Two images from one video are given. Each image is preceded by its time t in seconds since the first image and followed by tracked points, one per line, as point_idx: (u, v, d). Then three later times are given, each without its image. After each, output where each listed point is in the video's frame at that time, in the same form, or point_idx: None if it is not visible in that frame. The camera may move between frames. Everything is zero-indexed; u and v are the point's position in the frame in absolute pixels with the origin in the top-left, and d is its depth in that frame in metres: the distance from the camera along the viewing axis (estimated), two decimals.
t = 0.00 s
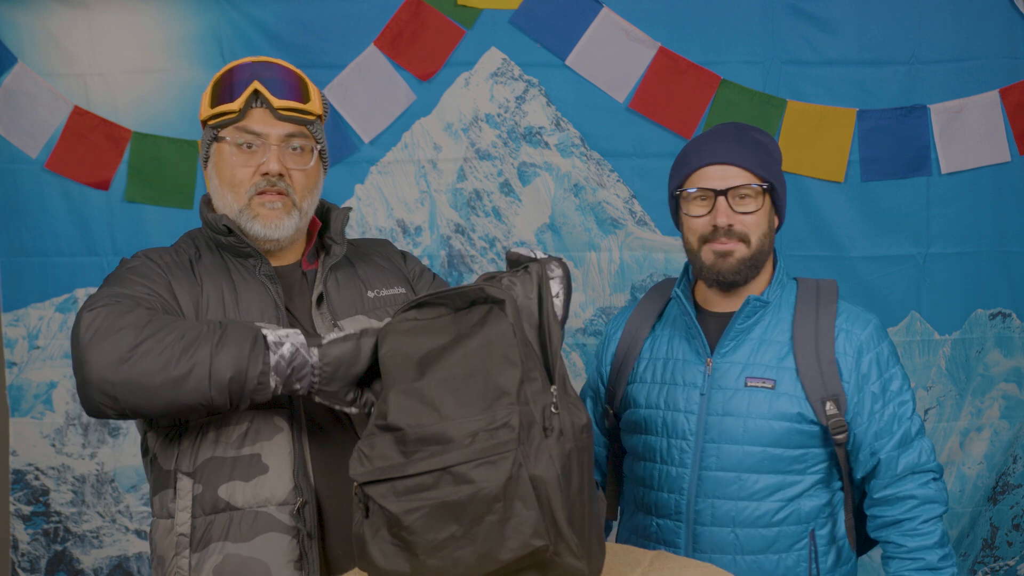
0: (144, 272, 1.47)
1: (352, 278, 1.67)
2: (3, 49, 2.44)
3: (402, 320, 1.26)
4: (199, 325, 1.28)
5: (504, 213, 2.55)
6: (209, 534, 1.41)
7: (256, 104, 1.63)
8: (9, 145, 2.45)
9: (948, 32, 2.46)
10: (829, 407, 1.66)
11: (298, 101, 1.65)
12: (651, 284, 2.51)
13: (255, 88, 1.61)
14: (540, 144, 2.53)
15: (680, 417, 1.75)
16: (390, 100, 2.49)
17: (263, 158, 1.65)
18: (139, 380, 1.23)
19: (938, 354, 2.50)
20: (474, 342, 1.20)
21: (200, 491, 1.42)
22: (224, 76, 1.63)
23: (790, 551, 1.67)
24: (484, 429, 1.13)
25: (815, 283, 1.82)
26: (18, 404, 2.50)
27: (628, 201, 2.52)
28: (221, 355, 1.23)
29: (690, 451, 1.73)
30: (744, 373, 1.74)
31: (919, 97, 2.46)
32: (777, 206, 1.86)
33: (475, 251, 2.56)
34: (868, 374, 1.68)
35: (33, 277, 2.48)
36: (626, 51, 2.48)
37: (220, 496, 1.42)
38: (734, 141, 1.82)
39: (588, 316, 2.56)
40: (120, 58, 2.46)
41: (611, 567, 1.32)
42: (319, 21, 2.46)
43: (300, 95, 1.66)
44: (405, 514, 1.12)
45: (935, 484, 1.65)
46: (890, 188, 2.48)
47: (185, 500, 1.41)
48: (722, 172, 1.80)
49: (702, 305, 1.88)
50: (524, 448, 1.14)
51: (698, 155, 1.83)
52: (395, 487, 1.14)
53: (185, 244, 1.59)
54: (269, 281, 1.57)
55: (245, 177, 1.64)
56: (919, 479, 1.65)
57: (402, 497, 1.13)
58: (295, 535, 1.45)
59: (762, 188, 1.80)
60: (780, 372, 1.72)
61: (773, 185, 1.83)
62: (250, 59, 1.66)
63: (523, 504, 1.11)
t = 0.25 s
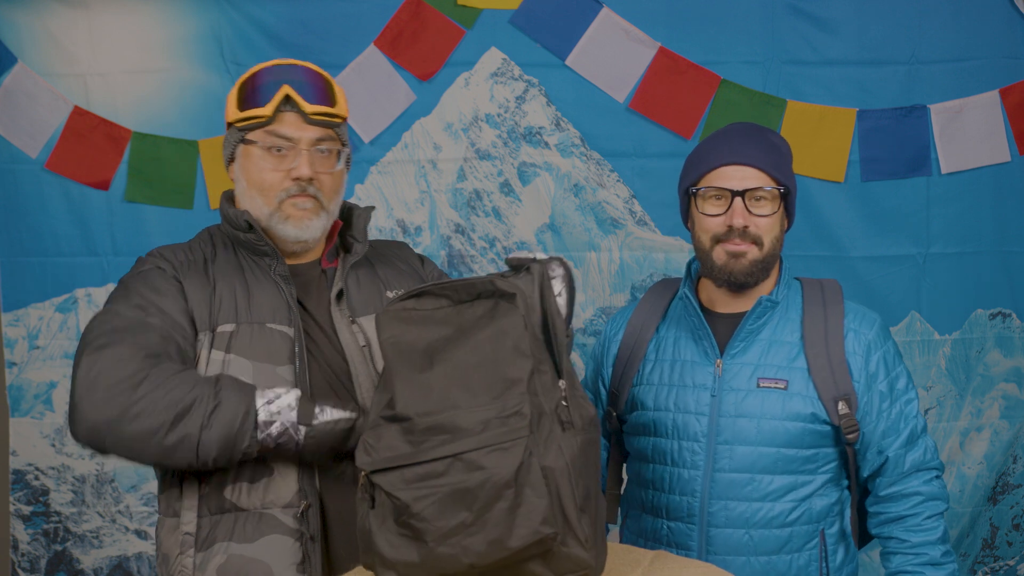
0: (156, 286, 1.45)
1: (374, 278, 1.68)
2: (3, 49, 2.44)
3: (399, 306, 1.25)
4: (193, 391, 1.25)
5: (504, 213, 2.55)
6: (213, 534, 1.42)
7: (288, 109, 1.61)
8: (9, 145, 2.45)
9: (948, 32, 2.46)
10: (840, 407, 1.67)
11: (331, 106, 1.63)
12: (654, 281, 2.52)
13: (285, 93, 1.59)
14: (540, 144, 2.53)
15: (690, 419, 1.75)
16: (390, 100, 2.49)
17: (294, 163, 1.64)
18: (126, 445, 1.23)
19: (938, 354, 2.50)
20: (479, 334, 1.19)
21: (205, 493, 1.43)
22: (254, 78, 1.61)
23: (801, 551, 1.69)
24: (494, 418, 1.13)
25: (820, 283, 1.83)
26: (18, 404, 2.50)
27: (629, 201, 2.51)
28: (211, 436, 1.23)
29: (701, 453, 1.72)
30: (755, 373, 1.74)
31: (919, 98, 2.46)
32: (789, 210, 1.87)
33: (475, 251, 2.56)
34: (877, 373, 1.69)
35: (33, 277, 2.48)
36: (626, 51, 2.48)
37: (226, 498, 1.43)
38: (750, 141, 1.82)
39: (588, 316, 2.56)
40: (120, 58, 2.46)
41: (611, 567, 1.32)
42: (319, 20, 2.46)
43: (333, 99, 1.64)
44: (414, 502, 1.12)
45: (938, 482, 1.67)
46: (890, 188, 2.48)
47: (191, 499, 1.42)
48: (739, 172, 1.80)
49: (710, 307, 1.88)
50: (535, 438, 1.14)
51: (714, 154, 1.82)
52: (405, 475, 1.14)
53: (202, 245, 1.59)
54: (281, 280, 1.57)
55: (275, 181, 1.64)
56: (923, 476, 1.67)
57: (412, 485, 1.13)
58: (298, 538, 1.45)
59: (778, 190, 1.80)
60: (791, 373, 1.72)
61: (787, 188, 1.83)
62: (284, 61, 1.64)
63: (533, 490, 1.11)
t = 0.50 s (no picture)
0: (157, 307, 1.46)
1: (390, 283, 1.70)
2: (3, 49, 2.44)
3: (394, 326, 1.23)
4: (206, 408, 1.28)
5: (504, 213, 2.55)
6: (236, 532, 1.42)
7: (324, 115, 1.61)
8: (9, 145, 2.45)
9: (948, 32, 2.46)
10: (841, 407, 1.67)
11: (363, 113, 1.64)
12: (671, 274, 2.53)
13: (323, 100, 1.59)
14: (540, 144, 2.53)
15: (691, 418, 1.74)
16: (390, 100, 2.49)
17: (327, 168, 1.62)
18: (187, 481, 1.30)
19: (938, 354, 2.50)
20: (463, 352, 1.18)
21: (230, 490, 1.43)
22: (293, 81, 1.59)
23: (802, 551, 1.69)
24: (481, 437, 1.13)
25: (821, 283, 1.83)
26: (18, 404, 2.50)
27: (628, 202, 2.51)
28: (244, 439, 1.27)
29: (702, 454, 1.72)
30: (758, 374, 1.74)
31: (919, 97, 2.46)
32: (791, 211, 1.88)
33: (475, 251, 2.56)
34: (878, 374, 1.69)
35: (33, 277, 2.48)
36: (626, 51, 2.48)
37: (250, 497, 1.43)
38: (752, 140, 1.82)
39: (588, 315, 2.56)
40: (120, 58, 2.46)
41: (611, 568, 1.32)
42: (319, 20, 2.46)
43: (364, 107, 1.65)
44: (407, 523, 1.12)
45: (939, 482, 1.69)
46: (890, 188, 2.48)
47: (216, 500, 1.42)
48: (743, 171, 1.80)
49: (712, 306, 1.88)
50: (524, 450, 1.14)
51: (717, 153, 1.82)
52: (395, 496, 1.14)
53: (208, 245, 1.59)
54: (298, 282, 1.58)
55: (306, 184, 1.61)
56: (925, 477, 1.68)
57: (403, 505, 1.13)
58: (320, 536, 1.46)
59: (781, 191, 1.80)
60: (792, 373, 1.73)
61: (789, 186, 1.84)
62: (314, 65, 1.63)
63: (525, 505, 1.11)
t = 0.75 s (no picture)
0: (175, 297, 1.47)
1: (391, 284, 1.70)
2: (3, 49, 2.44)
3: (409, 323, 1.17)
4: (217, 377, 1.21)
5: (504, 213, 2.55)
6: (239, 530, 1.42)
7: (326, 127, 1.59)
8: (9, 145, 2.45)
9: (948, 32, 2.46)
10: (839, 407, 1.67)
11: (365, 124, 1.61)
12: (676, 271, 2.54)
13: (326, 112, 1.57)
14: (540, 144, 2.53)
15: (689, 418, 1.74)
16: (390, 100, 2.49)
17: (327, 179, 1.61)
18: (197, 453, 1.24)
19: (938, 354, 2.50)
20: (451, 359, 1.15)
21: (234, 488, 1.43)
22: (294, 93, 1.57)
23: (800, 551, 1.69)
24: (476, 441, 1.11)
25: (820, 283, 1.83)
26: (18, 404, 2.50)
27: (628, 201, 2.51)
28: (253, 409, 1.19)
29: (699, 454, 1.72)
30: (755, 373, 1.74)
31: (919, 98, 2.46)
32: (791, 210, 1.88)
33: (475, 251, 2.56)
34: (877, 373, 1.69)
35: (33, 277, 2.48)
36: (626, 51, 2.48)
37: (254, 493, 1.43)
38: (752, 141, 1.82)
39: (587, 315, 2.56)
40: (120, 58, 2.46)
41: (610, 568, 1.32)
42: (320, 20, 2.46)
43: (365, 116, 1.62)
44: (406, 527, 1.12)
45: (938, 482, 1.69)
46: (890, 188, 2.48)
47: (219, 497, 1.42)
48: (742, 171, 1.80)
49: (710, 306, 1.88)
50: (522, 452, 1.13)
51: (716, 152, 1.82)
52: (393, 500, 1.13)
53: (214, 244, 1.60)
54: (303, 281, 1.58)
55: (306, 196, 1.60)
56: (924, 477, 1.68)
57: (401, 510, 1.13)
58: (326, 533, 1.47)
59: (779, 190, 1.80)
60: (789, 373, 1.73)
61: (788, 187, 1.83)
62: (316, 73, 1.60)
63: (523, 508, 1.10)
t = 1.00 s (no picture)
0: (154, 314, 1.47)
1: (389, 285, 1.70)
2: (3, 49, 2.45)
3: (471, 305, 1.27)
4: (161, 425, 1.24)
5: (503, 213, 2.55)
6: (232, 542, 1.44)
7: (311, 129, 1.57)
8: (9, 145, 2.45)
9: (948, 33, 2.46)
10: (836, 406, 1.67)
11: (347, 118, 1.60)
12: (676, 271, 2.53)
13: (310, 114, 1.56)
14: (540, 144, 2.53)
15: (686, 418, 1.74)
16: (390, 100, 2.49)
17: (320, 180, 1.60)
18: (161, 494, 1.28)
19: (938, 354, 2.50)
20: (495, 337, 1.20)
21: (224, 499, 1.44)
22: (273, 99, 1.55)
23: (796, 551, 1.69)
24: (512, 400, 1.15)
25: (817, 283, 1.83)
26: (18, 404, 2.50)
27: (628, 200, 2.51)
28: (198, 455, 1.21)
29: (697, 454, 1.72)
30: (752, 373, 1.74)
31: (919, 98, 2.46)
32: (787, 210, 1.87)
33: (474, 250, 2.56)
34: (874, 373, 1.70)
35: (33, 277, 2.48)
36: (626, 51, 2.48)
37: (245, 505, 1.45)
38: (750, 140, 1.82)
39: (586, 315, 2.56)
40: (120, 58, 2.46)
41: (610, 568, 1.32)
42: (320, 20, 2.46)
43: (346, 110, 1.61)
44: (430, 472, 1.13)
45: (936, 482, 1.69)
46: (890, 188, 2.48)
47: (212, 508, 1.44)
48: (738, 169, 1.80)
49: (707, 306, 1.88)
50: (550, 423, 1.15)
51: (714, 150, 1.82)
52: (422, 449, 1.15)
53: (203, 249, 1.60)
54: (292, 285, 1.58)
55: (302, 201, 1.59)
56: (923, 476, 1.68)
57: (428, 459, 1.14)
58: (320, 543, 1.47)
59: (776, 188, 1.80)
60: (786, 373, 1.73)
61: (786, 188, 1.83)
62: (294, 76, 1.58)
63: (543, 472, 1.12)
